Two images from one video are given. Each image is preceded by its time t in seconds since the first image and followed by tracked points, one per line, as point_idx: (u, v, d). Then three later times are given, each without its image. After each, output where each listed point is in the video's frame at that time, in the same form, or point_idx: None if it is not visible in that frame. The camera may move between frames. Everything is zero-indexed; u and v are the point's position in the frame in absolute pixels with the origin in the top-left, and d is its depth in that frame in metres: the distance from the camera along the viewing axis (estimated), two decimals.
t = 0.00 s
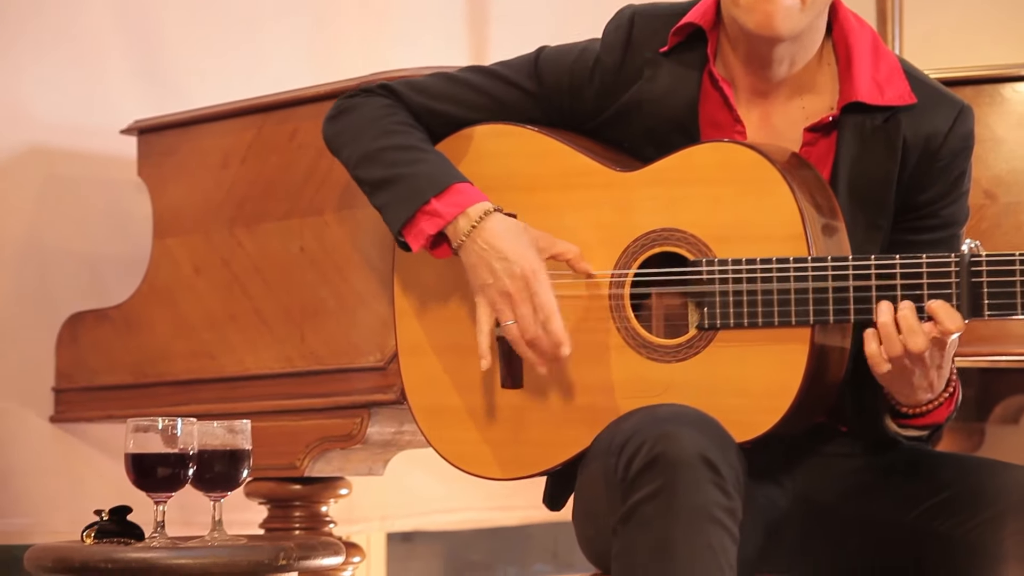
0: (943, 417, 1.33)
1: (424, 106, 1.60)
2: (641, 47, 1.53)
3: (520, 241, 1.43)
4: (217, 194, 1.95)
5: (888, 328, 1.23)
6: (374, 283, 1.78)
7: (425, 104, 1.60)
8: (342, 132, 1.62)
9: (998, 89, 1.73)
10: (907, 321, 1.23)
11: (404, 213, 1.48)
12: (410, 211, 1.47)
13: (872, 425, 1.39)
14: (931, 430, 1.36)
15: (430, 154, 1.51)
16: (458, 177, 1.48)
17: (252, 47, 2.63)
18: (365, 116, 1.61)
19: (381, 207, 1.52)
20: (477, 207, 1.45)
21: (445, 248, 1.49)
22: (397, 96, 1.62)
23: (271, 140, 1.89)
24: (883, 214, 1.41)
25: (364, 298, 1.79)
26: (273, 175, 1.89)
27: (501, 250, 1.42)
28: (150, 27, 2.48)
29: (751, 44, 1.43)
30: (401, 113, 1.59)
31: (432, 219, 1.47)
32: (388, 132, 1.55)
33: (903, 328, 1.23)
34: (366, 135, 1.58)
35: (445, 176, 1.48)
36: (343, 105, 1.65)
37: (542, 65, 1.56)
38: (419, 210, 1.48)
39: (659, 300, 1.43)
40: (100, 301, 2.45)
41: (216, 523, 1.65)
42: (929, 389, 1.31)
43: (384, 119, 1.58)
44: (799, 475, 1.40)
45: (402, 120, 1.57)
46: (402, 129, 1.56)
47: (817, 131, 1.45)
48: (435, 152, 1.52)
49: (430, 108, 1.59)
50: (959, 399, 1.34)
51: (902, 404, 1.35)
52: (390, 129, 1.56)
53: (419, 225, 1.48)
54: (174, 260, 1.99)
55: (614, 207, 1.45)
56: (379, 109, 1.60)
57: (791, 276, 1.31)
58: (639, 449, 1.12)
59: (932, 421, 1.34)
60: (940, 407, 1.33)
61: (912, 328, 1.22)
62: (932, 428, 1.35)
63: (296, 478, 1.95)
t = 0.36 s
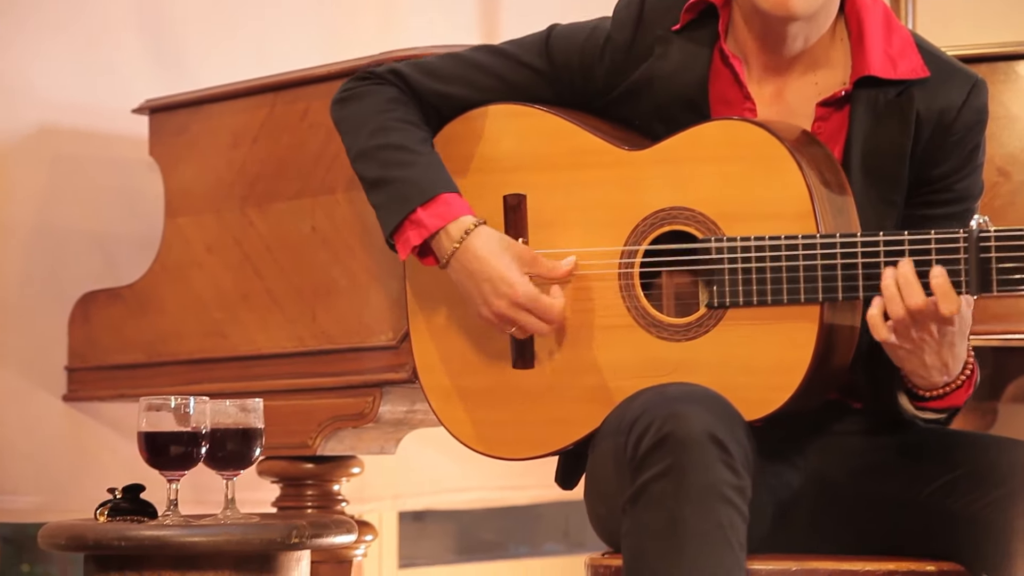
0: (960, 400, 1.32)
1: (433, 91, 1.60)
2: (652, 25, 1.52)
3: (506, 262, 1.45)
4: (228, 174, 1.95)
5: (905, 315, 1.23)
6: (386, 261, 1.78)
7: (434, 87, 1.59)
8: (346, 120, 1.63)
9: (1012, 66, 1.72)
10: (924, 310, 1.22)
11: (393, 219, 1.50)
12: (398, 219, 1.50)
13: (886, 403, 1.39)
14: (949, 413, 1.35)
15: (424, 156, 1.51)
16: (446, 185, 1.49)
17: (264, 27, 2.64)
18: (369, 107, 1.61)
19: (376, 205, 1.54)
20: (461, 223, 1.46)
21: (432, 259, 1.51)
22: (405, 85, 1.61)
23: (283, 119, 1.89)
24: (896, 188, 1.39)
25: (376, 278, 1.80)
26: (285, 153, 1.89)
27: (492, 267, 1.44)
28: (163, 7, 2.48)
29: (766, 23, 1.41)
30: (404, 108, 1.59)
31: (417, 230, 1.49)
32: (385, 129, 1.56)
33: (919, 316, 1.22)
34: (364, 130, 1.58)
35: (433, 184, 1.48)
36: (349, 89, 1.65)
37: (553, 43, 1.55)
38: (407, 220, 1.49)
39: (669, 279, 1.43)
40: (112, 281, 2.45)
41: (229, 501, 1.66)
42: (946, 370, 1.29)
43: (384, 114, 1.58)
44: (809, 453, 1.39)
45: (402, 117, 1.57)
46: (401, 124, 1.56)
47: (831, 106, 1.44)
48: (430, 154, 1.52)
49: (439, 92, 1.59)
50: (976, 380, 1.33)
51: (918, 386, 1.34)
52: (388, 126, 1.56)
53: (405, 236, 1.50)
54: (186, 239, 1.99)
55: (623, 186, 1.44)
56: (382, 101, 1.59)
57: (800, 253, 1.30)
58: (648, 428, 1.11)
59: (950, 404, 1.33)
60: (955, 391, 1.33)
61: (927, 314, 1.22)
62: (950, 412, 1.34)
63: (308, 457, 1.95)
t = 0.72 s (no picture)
0: (966, 382, 1.31)
1: (435, 76, 1.58)
2: (656, 6, 1.52)
3: (515, 258, 1.43)
4: (239, 154, 1.95)
5: (909, 279, 1.21)
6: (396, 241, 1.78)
7: (436, 74, 1.58)
8: (347, 107, 1.61)
9: None
10: (928, 276, 1.20)
11: (397, 210, 1.48)
12: (403, 209, 1.47)
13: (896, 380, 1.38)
14: (957, 396, 1.33)
15: (427, 146, 1.50)
16: (452, 176, 1.47)
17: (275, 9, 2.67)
18: (372, 94, 1.59)
19: (379, 195, 1.52)
20: (470, 215, 1.45)
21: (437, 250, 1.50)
22: (408, 71, 1.59)
23: (294, 99, 1.89)
24: (904, 162, 1.37)
25: (386, 259, 1.79)
26: (296, 133, 1.89)
27: (501, 266, 1.42)
28: None
29: None
30: (406, 95, 1.57)
31: (422, 221, 1.47)
32: (388, 118, 1.54)
33: (924, 283, 1.20)
34: (367, 118, 1.57)
35: (438, 175, 1.47)
36: (352, 75, 1.62)
37: (557, 24, 1.56)
38: (412, 211, 1.48)
39: (677, 261, 1.42)
40: (121, 261, 2.46)
41: (241, 481, 1.66)
42: (947, 354, 1.27)
43: (387, 101, 1.56)
44: (822, 432, 1.38)
45: (405, 105, 1.55)
46: (405, 112, 1.54)
47: (836, 82, 1.42)
48: (433, 143, 1.50)
49: (441, 78, 1.58)
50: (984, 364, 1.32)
51: (922, 366, 1.32)
52: (391, 114, 1.54)
53: (411, 227, 1.48)
54: (196, 219, 1.99)
55: (633, 166, 1.43)
56: (385, 88, 1.57)
57: (809, 233, 1.30)
58: (657, 410, 1.11)
59: (956, 387, 1.32)
60: (963, 373, 1.31)
61: (933, 283, 1.20)
62: (956, 394, 1.33)
63: (319, 437, 1.96)
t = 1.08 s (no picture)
0: (965, 361, 1.28)
1: (433, 73, 1.58)
2: None
3: (508, 258, 1.42)
4: (245, 140, 1.95)
5: (907, 257, 1.20)
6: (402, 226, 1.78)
7: (435, 70, 1.58)
8: (345, 107, 1.61)
9: None
10: (926, 253, 1.19)
11: (394, 213, 1.49)
12: (399, 213, 1.48)
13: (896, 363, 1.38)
14: (955, 374, 1.29)
15: (424, 148, 1.50)
16: (447, 179, 1.48)
17: None
18: (368, 95, 1.59)
19: (377, 198, 1.53)
20: (464, 217, 1.45)
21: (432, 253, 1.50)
22: (405, 70, 1.59)
23: (300, 85, 1.89)
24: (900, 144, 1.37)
25: (393, 245, 1.79)
26: (302, 119, 1.89)
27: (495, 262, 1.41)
28: None
29: None
30: (403, 96, 1.57)
31: (418, 224, 1.48)
32: (384, 120, 1.54)
33: (922, 260, 1.19)
34: (364, 120, 1.57)
35: (434, 177, 1.48)
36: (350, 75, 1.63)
37: (553, 14, 1.56)
38: (408, 214, 1.48)
39: (676, 248, 1.41)
40: (129, 246, 2.47)
41: (247, 467, 1.67)
42: (945, 333, 1.27)
43: (383, 103, 1.57)
44: (824, 416, 1.38)
45: (401, 107, 1.56)
46: (400, 115, 1.55)
47: (830, 67, 1.42)
48: (430, 145, 1.51)
49: (440, 74, 1.58)
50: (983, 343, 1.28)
51: (920, 344, 1.30)
52: (388, 116, 1.55)
53: (406, 230, 1.49)
54: (203, 205, 1.99)
55: (636, 153, 1.43)
56: (381, 88, 1.58)
57: (808, 217, 1.29)
58: (650, 405, 1.11)
59: (955, 365, 1.28)
60: (962, 352, 1.28)
61: (931, 260, 1.19)
62: (955, 372, 1.29)
63: (325, 423, 1.96)
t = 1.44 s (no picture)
0: (978, 355, 1.27)
1: (442, 33, 1.56)
2: None
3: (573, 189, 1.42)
4: (248, 129, 1.94)
5: (918, 255, 1.19)
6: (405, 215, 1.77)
7: (444, 31, 1.56)
8: (352, 59, 1.58)
9: None
10: (937, 252, 1.18)
11: (431, 153, 1.47)
12: (435, 153, 1.46)
13: (901, 351, 1.37)
14: (967, 367, 1.30)
15: (450, 90, 1.49)
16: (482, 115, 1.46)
17: None
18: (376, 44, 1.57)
19: (404, 143, 1.50)
20: (506, 152, 1.43)
21: (474, 190, 1.47)
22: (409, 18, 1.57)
23: (303, 73, 1.88)
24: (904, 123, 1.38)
25: (397, 234, 1.79)
26: (306, 108, 1.88)
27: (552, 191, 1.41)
28: None
29: None
30: (415, 42, 1.55)
31: (459, 160, 1.45)
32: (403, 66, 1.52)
33: (932, 259, 1.19)
34: (380, 67, 1.55)
35: (468, 115, 1.46)
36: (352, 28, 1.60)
37: None
38: (446, 151, 1.46)
39: (680, 238, 1.41)
40: (131, 235, 2.47)
41: (251, 456, 1.66)
42: (957, 329, 1.26)
43: (396, 48, 1.55)
44: (829, 407, 1.37)
45: (417, 52, 1.54)
46: (415, 60, 1.53)
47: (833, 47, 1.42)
48: (455, 88, 1.49)
49: (450, 36, 1.56)
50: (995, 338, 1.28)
51: (931, 339, 1.30)
52: (406, 62, 1.53)
53: (446, 168, 1.46)
54: (206, 194, 1.99)
55: (640, 142, 1.42)
56: (391, 37, 1.56)
57: (815, 211, 1.29)
58: (652, 401, 1.10)
59: (967, 359, 1.29)
60: (974, 346, 1.28)
61: (940, 259, 1.19)
62: (967, 366, 1.30)
63: (329, 412, 1.96)
